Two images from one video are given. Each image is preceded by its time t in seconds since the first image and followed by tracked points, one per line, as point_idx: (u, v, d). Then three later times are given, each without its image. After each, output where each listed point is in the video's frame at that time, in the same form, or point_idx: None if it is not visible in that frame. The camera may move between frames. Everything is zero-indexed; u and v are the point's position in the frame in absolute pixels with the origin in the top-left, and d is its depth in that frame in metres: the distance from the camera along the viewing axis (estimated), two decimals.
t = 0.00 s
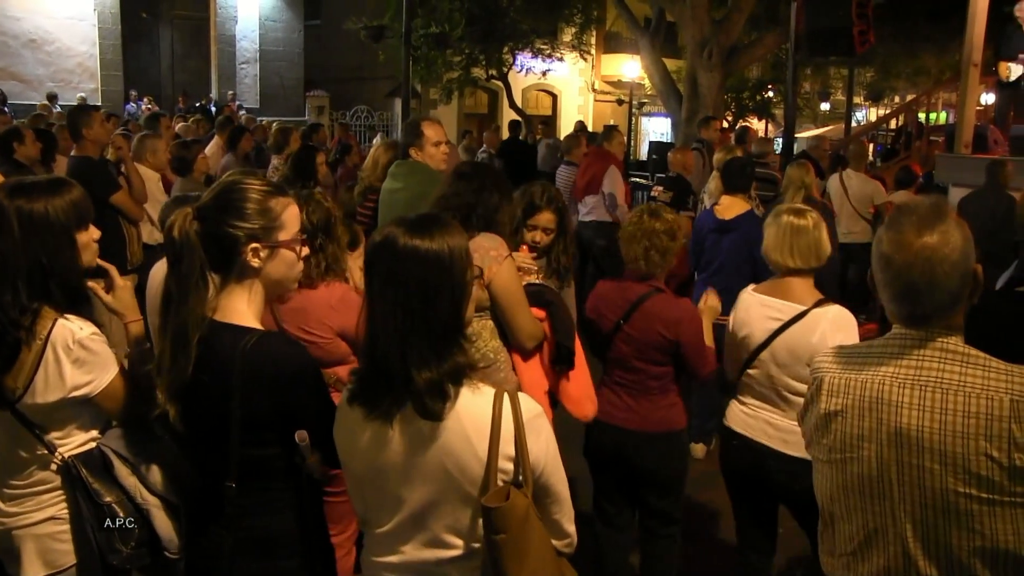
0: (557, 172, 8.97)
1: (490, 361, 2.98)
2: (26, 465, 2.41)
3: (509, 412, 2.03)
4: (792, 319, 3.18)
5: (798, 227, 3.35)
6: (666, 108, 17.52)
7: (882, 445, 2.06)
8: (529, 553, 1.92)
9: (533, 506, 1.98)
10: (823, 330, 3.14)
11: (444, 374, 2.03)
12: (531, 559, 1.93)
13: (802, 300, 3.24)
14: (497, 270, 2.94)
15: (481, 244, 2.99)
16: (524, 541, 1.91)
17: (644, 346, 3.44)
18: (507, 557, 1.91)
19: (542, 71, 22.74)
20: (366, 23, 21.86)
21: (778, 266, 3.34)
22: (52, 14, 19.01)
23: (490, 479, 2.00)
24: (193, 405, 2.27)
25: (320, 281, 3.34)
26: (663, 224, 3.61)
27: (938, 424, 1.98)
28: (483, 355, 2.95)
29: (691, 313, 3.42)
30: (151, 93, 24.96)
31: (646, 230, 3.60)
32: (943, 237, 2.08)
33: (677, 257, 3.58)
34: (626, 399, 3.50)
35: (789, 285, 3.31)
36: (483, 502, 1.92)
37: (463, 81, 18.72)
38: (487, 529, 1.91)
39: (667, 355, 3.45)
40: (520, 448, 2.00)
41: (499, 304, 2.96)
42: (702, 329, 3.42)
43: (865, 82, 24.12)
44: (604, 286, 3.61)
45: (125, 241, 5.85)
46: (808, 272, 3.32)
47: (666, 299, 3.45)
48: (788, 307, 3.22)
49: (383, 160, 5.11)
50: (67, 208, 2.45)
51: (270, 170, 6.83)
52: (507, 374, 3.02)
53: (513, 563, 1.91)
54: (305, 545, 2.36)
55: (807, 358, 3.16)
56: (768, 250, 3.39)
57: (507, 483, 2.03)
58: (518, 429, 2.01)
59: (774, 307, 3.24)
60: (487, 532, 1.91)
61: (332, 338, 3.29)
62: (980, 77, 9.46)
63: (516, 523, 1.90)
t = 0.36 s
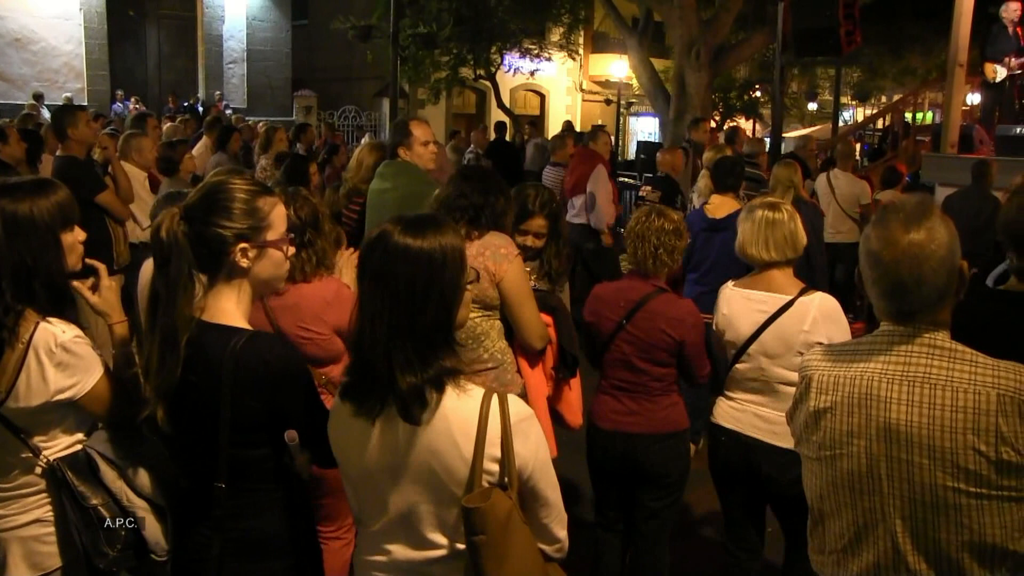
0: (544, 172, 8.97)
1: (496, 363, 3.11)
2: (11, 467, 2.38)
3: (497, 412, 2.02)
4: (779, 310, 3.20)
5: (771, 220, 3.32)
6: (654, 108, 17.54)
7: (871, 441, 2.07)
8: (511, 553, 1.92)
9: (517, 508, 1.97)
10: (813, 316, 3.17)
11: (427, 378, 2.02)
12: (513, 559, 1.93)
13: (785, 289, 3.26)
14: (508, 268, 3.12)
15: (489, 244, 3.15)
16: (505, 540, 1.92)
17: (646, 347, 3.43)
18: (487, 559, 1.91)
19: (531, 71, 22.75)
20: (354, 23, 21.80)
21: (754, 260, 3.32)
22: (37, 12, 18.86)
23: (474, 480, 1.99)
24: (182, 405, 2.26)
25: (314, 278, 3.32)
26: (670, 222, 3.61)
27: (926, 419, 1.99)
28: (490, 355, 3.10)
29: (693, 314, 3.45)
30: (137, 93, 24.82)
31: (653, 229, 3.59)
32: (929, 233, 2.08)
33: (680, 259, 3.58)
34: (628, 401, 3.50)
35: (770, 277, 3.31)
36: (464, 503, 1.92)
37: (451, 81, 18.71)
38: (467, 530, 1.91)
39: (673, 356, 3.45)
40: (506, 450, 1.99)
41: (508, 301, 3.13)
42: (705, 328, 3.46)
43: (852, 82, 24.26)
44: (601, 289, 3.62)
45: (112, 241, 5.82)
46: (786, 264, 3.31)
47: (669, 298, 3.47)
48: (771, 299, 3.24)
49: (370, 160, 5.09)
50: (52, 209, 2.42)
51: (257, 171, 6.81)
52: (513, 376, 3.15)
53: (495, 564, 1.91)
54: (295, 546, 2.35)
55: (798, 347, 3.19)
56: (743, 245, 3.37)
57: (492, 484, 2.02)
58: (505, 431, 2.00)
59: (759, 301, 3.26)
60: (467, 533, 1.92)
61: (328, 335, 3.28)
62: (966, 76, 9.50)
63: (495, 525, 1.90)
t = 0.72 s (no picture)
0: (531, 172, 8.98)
1: (510, 368, 3.24)
2: None
3: (474, 416, 2.00)
4: (804, 302, 3.19)
5: (781, 219, 3.34)
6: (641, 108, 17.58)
7: (857, 436, 2.07)
8: (474, 553, 1.93)
9: (484, 512, 1.96)
10: (833, 306, 3.20)
11: (408, 376, 2.02)
12: (476, 557, 1.94)
13: (801, 284, 3.26)
14: (525, 276, 3.16)
15: (506, 250, 3.18)
16: (469, 540, 1.92)
17: (631, 344, 3.46)
18: (448, 560, 1.91)
19: (519, 70, 22.76)
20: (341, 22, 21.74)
21: (768, 257, 3.31)
22: (21, 11, 18.73)
23: (446, 482, 1.97)
24: (168, 405, 2.24)
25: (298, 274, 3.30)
26: (649, 221, 3.65)
27: (910, 413, 2.00)
28: (504, 360, 3.22)
29: (677, 309, 3.49)
30: (124, 93, 24.69)
31: (632, 227, 3.63)
32: (910, 230, 2.10)
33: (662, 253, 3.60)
34: (614, 399, 3.50)
35: (781, 274, 3.30)
36: (426, 504, 1.92)
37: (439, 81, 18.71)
38: (427, 532, 1.91)
39: (658, 351, 3.48)
40: (479, 453, 1.97)
41: (522, 308, 3.19)
42: (687, 323, 3.50)
43: (839, 82, 24.41)
44: (586, 286, 3.64)
45: (98, 241, 5.80)
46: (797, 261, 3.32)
47: (652, 294, 3.50)
48: (793, 292, 3.22)
49: (356, 161, 5.08)
50: (33, 208, 2.42)
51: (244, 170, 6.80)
52: (524, 379, 3.31)
53: (456, 567, 1.91)
54: (282, 544, 2.35)
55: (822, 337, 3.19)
56: (755, 243, 3.36)
57: (464, 487, 1.99)
58: (480, 436, 1.98)
59: (781, 296, 3.22)
60: (427, 536, 1.92)
61: (314, 330, 3.28)
62: (951, 76, 9.57)
63: (456, 526, 1.90)
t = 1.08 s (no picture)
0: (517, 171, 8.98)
1: (499, 367, 3.25)
2: None
3: (463, 412, 2.01)
4: (813, 316, 3.16)
5: (796, 222, 3.34)
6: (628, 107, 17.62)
7: (838, 433, 2.09)
8: (464, 549, 1.93)
9: (475, 508, 1.97)
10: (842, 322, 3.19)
11: (395, 372, 2.02)
12: (466, 552, 1.94)
13: (809, 295, 3.25)
14: (516, 277, 3.17)
15: (500, 250, 3.19)
16: (458, 535, 1.92)
17: (619, 343, 3.49)
18: (438, 555, 1.91)
19: (505, 69, 22.76)
20: (327, 21, 21.69)
21: (780, 261, 3.31)
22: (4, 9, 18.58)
23: (437, 478, 1.98)
24: (156, 404, 2.24)
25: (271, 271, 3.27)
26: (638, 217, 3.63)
27: (891, 409, 2.02)
28: (493, 360, 3.23)
29: (668, 306, 3.50)
30: (109, 92, 24.54)
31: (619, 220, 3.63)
32: (888, 228, 2.12)
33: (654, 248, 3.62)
34: (602, 395, 3.54)
35: (789, 282, 3.30)
36: (416, 499, 1.92)
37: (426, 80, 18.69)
38: (417, 527, 1.92)
39: (648, 348, 3.52)
40: (469, 448, 1.97)
41: (509, 311, 3.19)
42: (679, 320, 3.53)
43: (824, 81, 24.54)
44: (576, 279, 3.65)
45: (83, 241, 5.77)
46: (805, 265, 3.33)
47: (643, 292, 3.52)
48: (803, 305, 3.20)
49: (342, 159, 5.07)
50: (15, 209, 2.41)
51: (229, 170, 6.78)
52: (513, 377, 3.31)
53: (444, 564, 1.92)
54: (269, 545, 2.34)
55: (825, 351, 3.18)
56: (767, 247, 3.34)
57: (454, 483, 2.00)
58: (470, 429, 1.99)
59: (789, 306, 3.20)
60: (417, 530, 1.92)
61: (296, 326, 3.28)
62: (935, 75, 9.64)
63: (446, 521, 1.91)
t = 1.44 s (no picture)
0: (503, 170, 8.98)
1: (482, 367, 3.26)
2: None
3: (453, 410, 2.02)
4: (779, 316, 3.17)
5: (778, 222, 3.30)
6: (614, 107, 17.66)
7: (821, 429, 2.11)
8: (465, 548, 1.94)
9: (472, 505, 1.98)
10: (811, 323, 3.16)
11: (380, 371, 2.02)
12: (467, 553, 1.94)
13: (787, 295, 3.22)
14: (502, 277, 3.19)
15: (486, 249, 3.20)
16: (461, 534, 1.93)
17: (608, 347, 3.50)
18: (440, 555, 1.92)
19: (491, 68, 22.76)
20: (312, 20, 21.63)
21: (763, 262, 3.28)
22: None
23: (431, 476, 2.00)
24: (145, 403, 2.24)
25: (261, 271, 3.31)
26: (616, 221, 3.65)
27: (872, 404, 2.05)
28: (477, 359, 3.24)
29: (654, 307, 3.53)
30: (93, 92, 24.38)
31: (598, 224, 3.64)
32: (869, 226, 2.15)
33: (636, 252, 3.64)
34: (589, 399, 3.55)
35: (772, 282, 3.27)
36: (416, 499, 1.93)
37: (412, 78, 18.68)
38: (419, 526, 1.92)
39: (635, 351, 3.54)
40: (462, 446, 1.99)
41: (495, 311, 3.20)
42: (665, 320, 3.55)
43: (810, 80, 24.64)
44: (559, 285, 3.65)
45: (68, 240, 5.74)
46: (787, 266, 3.30)
47: (629, 295, 3.53)
48: (773, 304, 3.20)
49: (328, 159, 5.06)
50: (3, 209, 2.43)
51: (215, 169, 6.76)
52: (496, 377, 3.32)
53: (446, 563, 1.92)
54: (254, 545, 2.34)
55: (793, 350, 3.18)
56: (752, 247, 3.31)
57: (448, 481, 2.02)
58: (460, 427, 2.00)
59: (758, 304, 3.22)
60: (419, 530, 1.93)
61: (285, 326, 3.26)
62: (919, 75, 9.70)
63: (448, 521, 1.91)
